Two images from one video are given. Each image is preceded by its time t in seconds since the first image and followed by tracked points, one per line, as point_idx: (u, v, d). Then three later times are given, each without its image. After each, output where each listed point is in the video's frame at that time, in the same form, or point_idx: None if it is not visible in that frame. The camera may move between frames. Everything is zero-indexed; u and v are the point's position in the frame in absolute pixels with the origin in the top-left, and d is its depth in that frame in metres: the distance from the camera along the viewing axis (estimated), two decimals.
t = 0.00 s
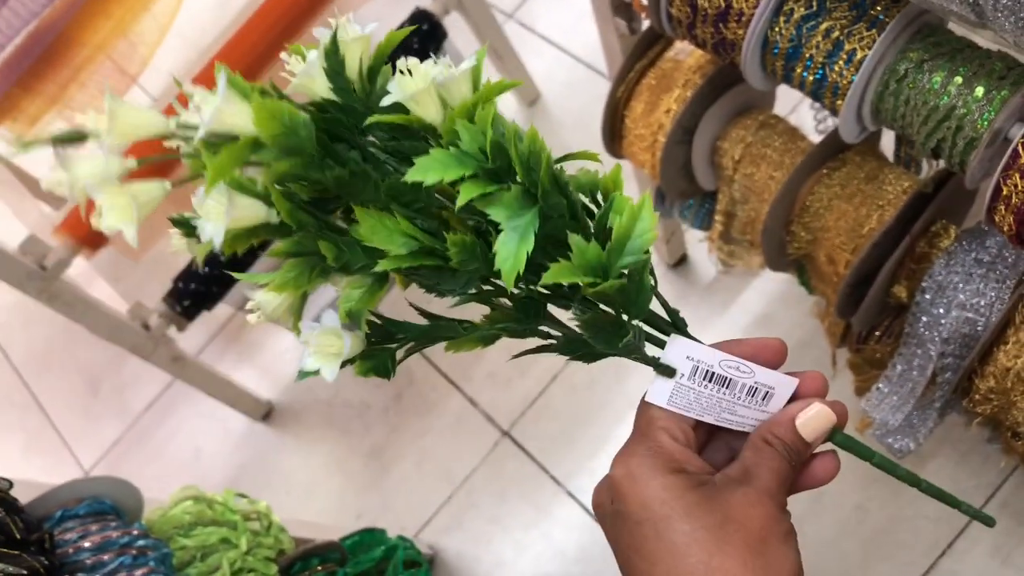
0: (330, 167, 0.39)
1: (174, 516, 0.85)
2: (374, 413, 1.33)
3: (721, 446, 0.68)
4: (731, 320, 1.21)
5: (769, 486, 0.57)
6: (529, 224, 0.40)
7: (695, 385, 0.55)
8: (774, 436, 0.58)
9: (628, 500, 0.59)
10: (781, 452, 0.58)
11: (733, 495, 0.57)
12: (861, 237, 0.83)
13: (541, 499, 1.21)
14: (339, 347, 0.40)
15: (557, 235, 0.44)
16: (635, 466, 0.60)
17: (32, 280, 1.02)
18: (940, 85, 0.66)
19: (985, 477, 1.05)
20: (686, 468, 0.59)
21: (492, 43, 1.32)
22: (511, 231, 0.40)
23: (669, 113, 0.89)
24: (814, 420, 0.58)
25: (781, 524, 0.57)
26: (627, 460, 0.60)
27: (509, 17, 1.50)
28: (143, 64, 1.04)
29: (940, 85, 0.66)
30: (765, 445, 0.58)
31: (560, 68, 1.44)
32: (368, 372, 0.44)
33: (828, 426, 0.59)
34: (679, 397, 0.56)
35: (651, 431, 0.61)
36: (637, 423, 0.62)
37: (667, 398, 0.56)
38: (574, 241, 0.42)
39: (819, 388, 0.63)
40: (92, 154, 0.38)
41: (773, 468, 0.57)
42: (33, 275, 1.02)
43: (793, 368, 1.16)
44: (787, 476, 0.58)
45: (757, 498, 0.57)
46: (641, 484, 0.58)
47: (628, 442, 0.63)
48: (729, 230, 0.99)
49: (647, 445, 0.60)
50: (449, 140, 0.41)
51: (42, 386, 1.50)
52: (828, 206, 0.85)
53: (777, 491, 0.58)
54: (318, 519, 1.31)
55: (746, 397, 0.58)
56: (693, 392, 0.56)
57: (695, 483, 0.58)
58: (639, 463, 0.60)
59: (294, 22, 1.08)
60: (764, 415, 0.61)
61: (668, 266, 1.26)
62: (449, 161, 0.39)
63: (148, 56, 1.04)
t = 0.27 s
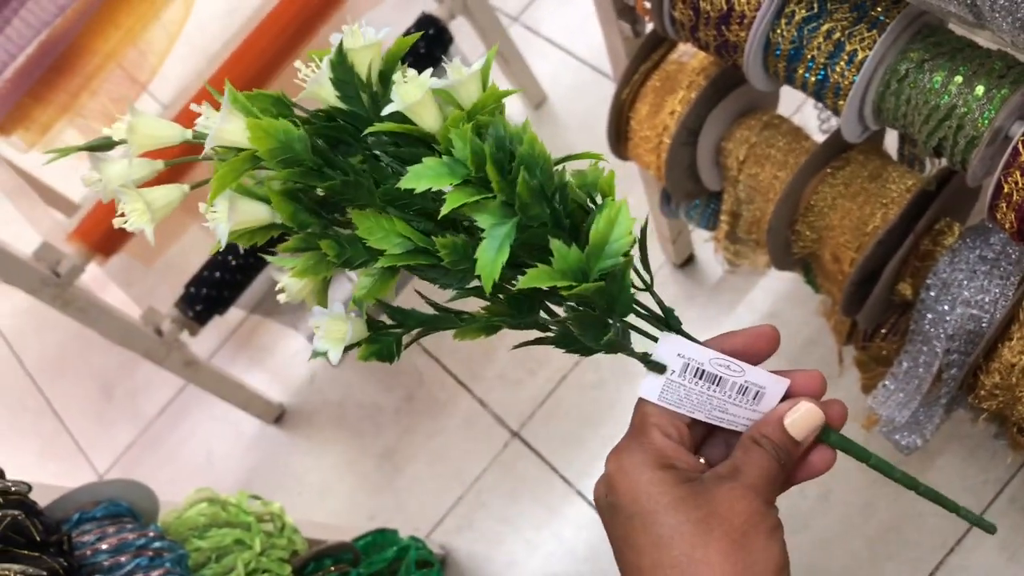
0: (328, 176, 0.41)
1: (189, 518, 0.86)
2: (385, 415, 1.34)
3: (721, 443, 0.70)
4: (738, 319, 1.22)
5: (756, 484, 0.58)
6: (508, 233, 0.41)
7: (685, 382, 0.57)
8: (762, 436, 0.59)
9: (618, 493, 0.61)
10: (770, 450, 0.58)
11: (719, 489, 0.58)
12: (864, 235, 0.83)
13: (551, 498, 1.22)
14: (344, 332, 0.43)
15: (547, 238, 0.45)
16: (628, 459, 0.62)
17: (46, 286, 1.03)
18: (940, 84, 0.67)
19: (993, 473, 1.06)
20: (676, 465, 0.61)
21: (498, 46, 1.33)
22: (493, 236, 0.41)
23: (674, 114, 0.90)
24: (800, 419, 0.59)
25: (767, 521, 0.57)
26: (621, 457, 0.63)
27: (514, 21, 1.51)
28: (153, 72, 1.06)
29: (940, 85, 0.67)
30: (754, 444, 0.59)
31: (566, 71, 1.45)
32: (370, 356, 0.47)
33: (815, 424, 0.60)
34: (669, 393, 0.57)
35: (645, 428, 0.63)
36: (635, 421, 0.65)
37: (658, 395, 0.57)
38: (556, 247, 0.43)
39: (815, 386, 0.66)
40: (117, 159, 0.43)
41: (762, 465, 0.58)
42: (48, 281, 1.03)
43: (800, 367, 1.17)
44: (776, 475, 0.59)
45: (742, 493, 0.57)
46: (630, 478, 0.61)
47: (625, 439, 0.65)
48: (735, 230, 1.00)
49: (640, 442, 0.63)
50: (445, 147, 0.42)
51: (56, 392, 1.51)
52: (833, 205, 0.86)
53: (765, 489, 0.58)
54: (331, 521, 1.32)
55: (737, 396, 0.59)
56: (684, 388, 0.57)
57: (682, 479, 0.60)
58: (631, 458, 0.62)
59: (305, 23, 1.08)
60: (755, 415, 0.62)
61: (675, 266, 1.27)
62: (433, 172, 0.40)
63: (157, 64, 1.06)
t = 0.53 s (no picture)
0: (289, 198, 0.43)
1: (196, 519, 0.86)
2: (390, 416, 1.34)
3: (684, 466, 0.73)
4: (742, 319, 1.22)
5: (710, 508, 0.59)
6: (461, 258, 0.43)
7: (643, 403, 0.56)
8: (717, 461, 0.61)
9: (580, 516, 0.64)
10: (725, 475, 0.60)
11: (674, 514, 0.60)
12: (870, 235, 0.83)
13: (557, 499, 1.22)
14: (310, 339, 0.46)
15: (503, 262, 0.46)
16: (589, 483, 0.65)
17: (52, 289, 1.04)
18: (945, 85, 0.67)
19: (998, 472, 1.06)
20: (634, 489, 0.63)
21: (501, 47, 1.33)
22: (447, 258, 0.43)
23: (678, 115, 0.90)
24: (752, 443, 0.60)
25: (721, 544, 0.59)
26: (582, 482, 0.65)
27: (518, 21, 1.51)
28: (157, 73, 1.06)
29: (945, 86, 0.67)
30: (709, 469, 0.61)
31: (569, 72, 1.45)
32: (337, 364, 0.47)
33: (769, 446, 0.61)
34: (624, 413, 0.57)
35: (607, 453, 0.66)
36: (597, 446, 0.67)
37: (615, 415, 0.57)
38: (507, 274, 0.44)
39: (778, 408, 0.70)
40: (89, 171, 0.44)
41: (716, 489, 0.60)
42: (53, 284, 1.04)
43: (804, 367, 1.17)
44: (731, 499, 0.60)
45: (695, 516, 0.59)
46: (589, 502, 0.63)
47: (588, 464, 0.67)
48: (739, 231, 1.00)
49: (601, 467, 0.65)
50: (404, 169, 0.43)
51: (61, 393, 1.52)
52: (837, 205, 0.86)
53: (720, 512, 0.60)
54: (337, 521, 1.32)
55: (692, 418, 0.59)
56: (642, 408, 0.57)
57: (638, 503, 0.62)
58: (591, 483, 0.64)
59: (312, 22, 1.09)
60: (711, 438, 0.62)
61: (679, 267, 1.27)
62: (384, 199, 0.41)
63: (162, 66, 1.06)
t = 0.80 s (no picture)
0: (273, 194, 0.45)
1: (201, 507, 0.87)
2: (393, 408, 1.35)
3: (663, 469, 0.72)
4: (745, 313, 1.22)
5: (677, 517, 0.60)
6: (431, 264, 0.44)
7: (615, 404, 0.55)
8: (684, 469, 0.60)
9: (553, 517, 0.65)
10: (691, 483, 0.60)
11: (642, 519, 0.61)
12: (874, 228, 0.84)
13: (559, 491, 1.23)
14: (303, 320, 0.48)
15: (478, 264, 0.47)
16: (562, 484, 0.66)
17: (58, 279, 1.04)
18: (951, 77, 0.67)
19: (1000, 466, 1.06)
20: (605, 493, 0.64)
21: (506, 41, 1.33)
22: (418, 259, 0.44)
23: (683, 108, 0.90)
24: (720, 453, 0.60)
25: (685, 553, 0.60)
26: (556, 483, 0.67)
27: (522, 15, 1.51)
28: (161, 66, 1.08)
29: (951, 77, 0.67)
30: (677, 477, 0.61)
31: (574, 66, 1.45)
32: (325, 342, 0.49)
33: (737, 454, 0.60)
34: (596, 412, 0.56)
35: (582, 455, 0.67)
36: (574, 448, 0.69)
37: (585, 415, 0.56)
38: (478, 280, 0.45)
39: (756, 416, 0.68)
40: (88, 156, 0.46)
41: (682, 497, 0.60)
42: (60, 274, 1.04)
43: (807, 361, 1.17)
44: (699, 508, 0.61)
45: (660, 523, 0.60)
46: (560, 504, 0.65)
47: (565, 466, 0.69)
48: (744, 224, 1.00)
49: (576, 469, 0.66)
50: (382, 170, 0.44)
51: (65, 384, 1.52)
52: (841, 197, 0.86)
53: (686, 520, 0.60)
54: (340, 512, 1.33)
55: (665, 425, 0.58)
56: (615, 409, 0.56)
57: (608, 507, 0.63)
58: (564, 485, 0.66)
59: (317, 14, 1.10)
60: (683, 445, 0.61)
61: (682, 261, 1.27)
62: (360, 202, 0.43)
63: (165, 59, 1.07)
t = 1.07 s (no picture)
0: (268, 191, 0.44)
1: (202, 497, 0.87)
2: (393, 402, 1.35)
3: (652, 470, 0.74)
4: (746, 312, 1.23)
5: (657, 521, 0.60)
6: (421, 264, 0.44)
7: (602, 406, 0.55)
8: (671, 472, 0.60)
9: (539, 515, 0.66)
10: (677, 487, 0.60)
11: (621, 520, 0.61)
12: (875, 227, 0.84)
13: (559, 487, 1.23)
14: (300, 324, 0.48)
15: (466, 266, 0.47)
16: (549, 484, 0.67)
17: (61, 269, 1.04)
18: (955, 75, 0.67)
19: (1000, 465, 1.06)
20: (590, 494, 0.65)
21: (510, 37, 1.34)
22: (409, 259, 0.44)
23: (687, 105, 0.90)
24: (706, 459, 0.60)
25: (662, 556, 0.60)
26: (544, 483, 0.67)
27: (527, 12, 1.51)
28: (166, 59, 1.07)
29: (955, 76, 0.67)
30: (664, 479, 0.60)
31: (578, 62, 1.45)
32: (319, 338, 0.48)
33: (721, 458, 0.60)
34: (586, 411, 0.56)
35: (569, 455, 0.68)
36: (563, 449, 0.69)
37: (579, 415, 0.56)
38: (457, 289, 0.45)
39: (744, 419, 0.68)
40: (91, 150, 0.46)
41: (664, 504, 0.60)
42: (63, 264, 1.04)
43: (807, 360, 1.18)
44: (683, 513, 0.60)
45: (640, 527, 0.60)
46: (546, 504, 0.66)
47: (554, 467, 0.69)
48: (747, 222, 1.01)
49: (563, 471, 0.67)
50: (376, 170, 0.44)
51: (67, 376, 1.53)
52: (844, 196, 0.86)
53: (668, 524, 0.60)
54: (340, 505, 1.33)
55: (650, 426, 0.58)
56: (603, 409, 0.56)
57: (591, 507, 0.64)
58: (551, 485, 0.67)
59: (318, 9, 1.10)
60: (669, 446, 0.61)
61: (684, 258, 1.28)
62: (352, 202, 0.43)
63: (171, 51, 1.07)
